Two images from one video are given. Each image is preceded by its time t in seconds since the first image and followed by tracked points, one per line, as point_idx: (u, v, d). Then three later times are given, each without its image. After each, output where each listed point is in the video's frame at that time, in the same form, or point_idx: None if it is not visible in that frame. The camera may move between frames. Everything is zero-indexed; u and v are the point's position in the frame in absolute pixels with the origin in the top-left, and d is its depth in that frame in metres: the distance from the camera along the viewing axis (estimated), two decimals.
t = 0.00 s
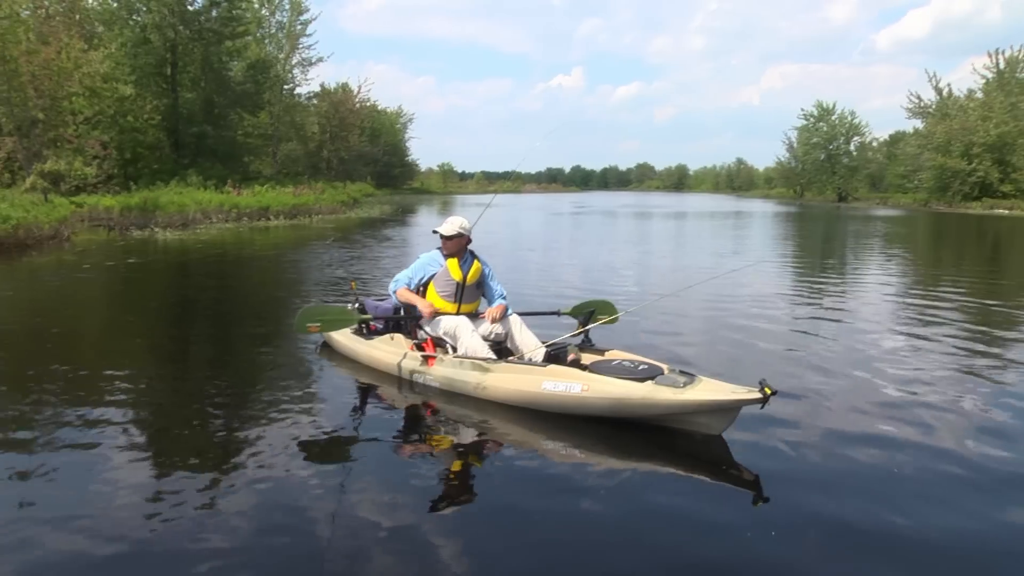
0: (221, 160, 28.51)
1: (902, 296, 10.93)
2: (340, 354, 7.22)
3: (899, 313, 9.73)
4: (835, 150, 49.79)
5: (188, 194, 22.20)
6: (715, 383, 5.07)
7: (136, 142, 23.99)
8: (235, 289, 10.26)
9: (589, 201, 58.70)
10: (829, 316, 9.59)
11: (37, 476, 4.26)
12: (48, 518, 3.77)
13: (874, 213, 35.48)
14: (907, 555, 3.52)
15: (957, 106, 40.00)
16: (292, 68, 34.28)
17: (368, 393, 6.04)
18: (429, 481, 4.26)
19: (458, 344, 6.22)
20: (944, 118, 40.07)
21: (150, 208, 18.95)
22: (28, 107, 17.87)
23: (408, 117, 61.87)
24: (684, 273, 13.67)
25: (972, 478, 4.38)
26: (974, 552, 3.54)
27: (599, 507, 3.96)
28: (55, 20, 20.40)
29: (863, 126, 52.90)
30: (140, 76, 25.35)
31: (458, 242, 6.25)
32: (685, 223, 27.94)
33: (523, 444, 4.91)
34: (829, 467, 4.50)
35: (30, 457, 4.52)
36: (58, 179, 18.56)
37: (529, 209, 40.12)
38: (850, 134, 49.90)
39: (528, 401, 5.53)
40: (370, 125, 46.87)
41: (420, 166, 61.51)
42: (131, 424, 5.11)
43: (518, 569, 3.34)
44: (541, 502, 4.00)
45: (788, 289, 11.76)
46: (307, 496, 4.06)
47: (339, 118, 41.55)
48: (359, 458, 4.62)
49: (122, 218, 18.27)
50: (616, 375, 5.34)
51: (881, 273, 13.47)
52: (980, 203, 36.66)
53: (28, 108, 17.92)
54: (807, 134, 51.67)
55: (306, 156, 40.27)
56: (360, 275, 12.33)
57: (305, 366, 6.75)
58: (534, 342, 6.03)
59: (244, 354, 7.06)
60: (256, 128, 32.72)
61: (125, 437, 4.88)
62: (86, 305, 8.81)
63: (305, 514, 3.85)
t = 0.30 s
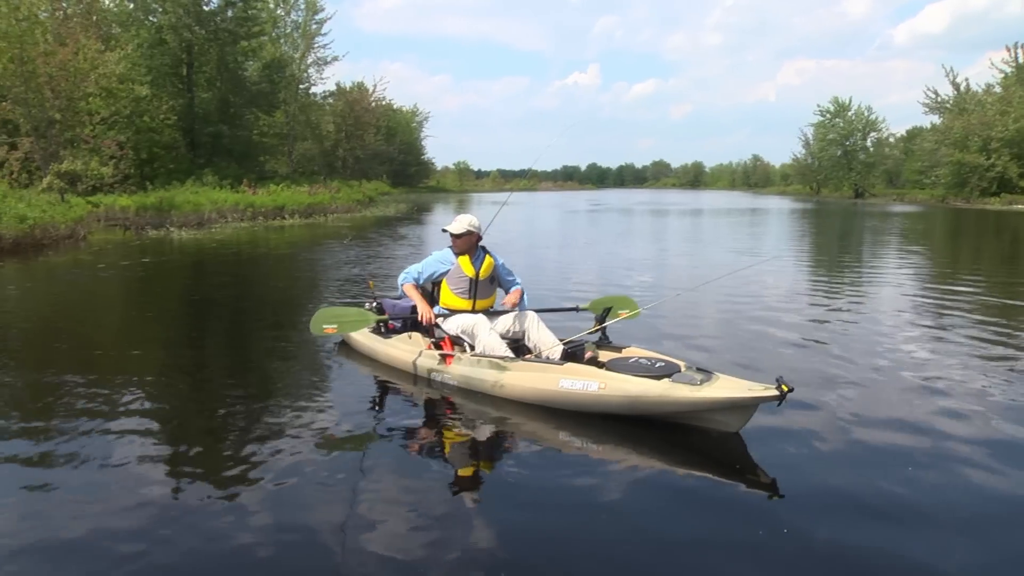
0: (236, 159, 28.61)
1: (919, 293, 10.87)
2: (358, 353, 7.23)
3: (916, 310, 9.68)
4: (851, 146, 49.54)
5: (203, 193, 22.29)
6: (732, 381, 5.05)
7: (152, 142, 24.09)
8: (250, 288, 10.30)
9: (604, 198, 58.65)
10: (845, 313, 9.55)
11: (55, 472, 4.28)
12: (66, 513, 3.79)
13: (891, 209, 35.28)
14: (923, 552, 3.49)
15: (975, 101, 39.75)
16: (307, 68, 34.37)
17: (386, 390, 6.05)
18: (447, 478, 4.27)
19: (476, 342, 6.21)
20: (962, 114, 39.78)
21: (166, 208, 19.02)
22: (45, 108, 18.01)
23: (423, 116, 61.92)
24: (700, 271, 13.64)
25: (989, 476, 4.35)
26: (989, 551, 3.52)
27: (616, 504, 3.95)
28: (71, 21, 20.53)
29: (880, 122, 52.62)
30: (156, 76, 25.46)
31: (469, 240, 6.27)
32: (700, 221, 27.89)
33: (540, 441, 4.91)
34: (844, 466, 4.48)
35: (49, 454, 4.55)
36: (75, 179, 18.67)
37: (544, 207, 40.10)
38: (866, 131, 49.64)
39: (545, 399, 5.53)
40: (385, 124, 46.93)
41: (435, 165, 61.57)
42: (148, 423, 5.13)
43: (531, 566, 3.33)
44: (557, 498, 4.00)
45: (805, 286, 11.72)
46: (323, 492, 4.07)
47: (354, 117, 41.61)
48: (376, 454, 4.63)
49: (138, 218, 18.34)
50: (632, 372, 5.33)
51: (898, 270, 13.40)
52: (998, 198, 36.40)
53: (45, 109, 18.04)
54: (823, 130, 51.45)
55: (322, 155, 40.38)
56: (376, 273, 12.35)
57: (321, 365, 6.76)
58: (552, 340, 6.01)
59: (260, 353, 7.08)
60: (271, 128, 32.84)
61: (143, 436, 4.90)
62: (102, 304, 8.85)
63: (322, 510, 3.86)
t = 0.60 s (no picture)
0: (245, 161, 28.71)
1: (929, 293, 10.84)
2: (370, 355, 7.25)
3: (925, 309, 9.66)
4: (860, 146, 49.46)
5: (212, 195, 22.35)
6: (741, 381, 5.05)
7: (162, 144, 24.18)
8: (260, 290, 10.34)
9: (613, 199, 58.56)
10: (853, 312, 9.54)
11: (66, 476, 4.31)
12: (78, 518, 3.82)
13: (900, 208, 35.23)
14: (927, 550, 3.49)
15: (984, 100, 39.62)
16: (316, 69, 34.43)
17: (396, 391, 6.07)
18: (456, 479, 4.28)
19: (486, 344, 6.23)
20: (971, 113, 39.67)
21: (174, 210, 19.08)
22: (54, 111, 18.09)
23: (432, 117, 61.96)
24: (708, 271, 13.63)
25: (995, 475, 4.34)
26: (995, 549, 3.51)
27: (624, 503, 3.96)
28: (81, 24, 20.62)
29: (888, 121, 52.53)
30: (166, 78, 25.56)
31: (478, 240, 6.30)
32: (709, 221, 27.89)
33: (549, 441, 4.92)
34: (851, 465, 4.48)
35: (61, 458, 4.58)
36: (84, 181, 18.75)
37: (553, 208, 40.15)
38: (875, 130, 49.51)
39: (554, 401, 5.54)
40: (394, 125, 46.98)
41: (444, 166, 61.64)
42: (159, 425, 5.15)
43: (536, 565, 3.35)
44: (565, 499, 4.01)
45: (815, 286, 11.70)
46: (333, 494, 4.09)
47: (363, 118, 41.69)
48: (386, 455, 4.65)
49: (147, 219, 18.38)
50: (642, 373, 5.33)
51: (907, 269, 13.38)
52: (1007, 198, 36.31)
53: (55, 111, 18.12)
54: (831, 130, 51.38)
55: (331, 157, 40.47)
56: (386, 274, 12.38)
57: (332, 366, 6.79)
58: (561, 340, 6.01)
59: (270, 355, 7.10)
60: (280, 130, 32.93)
61: (153, 438, 4.92)
62: (112, 307, 8.91)
63: (332, 513, 3.88)
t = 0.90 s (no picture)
0: (243, 165, 28.70)
1: (929, 291, 10.84)
2: (371, 357, 7.24)
3: (926, 307, 9.65)
4: (858, 144, 49.50)
5: (211, 200, 22.34)
6: (740, 380, 5.04)
7: (160, 149, 24.18)
8: (259, 294, 10.34)
9: (612, 200, 58.51)
10: (854, 311, 9.54)
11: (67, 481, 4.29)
12: (80, 522, 3.81)
13: (899, 207, 35.25)
14: (927, 546, 3.50)
15: (982, 97, 39.63)
16: (314, 73, 34.43)
17: (398, 393, 6.06)
18: (459, 481, 4.28)
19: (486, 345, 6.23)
20: (969, 110, 39.64)
21: (172, 214, 19.06)
22: (51, 116, 18.07)
23: (430, 119, 61.93)
24: (708, 271, 13.62)
25: (992, 471, 4.35)
26: (995, 545, 3.51)
27: (626, 505, 3.94)
28: (77, 30, 20.61)
29: (887, 119, 52.52)
30: (164, 83, 25.55)
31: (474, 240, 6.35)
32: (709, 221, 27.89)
33: (550, 441, 4.92)
34: (849, 463, 4.47)
35: (61, 462, 4.56)
36: (82, 187, 18.74)
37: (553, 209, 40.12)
38: (874, 128, 49.52)
39: (555, 401, 5.52)
40: (392, 128, 46.96)
41: (443, 168, 61.62)
42: (160, 430, 5.14)
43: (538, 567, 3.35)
44: (567, 501, 4.00)
45: (814, 285, 11.70)
46: (334, 497, 4.08)
47: (361, 121, 41.68)
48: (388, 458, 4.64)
49: (145, 225, 18.36)
50: (641, 372, 5.32)
51: (907, 268, 13.36)
52: (1007, 195, 36.32)
53: (51, 116, 18.10)
54: (830, 129, 51.36)
55: (329, 160, 40.46)
56: (385, 277, 12.37)
57: (332, 369, 6.77)
58: (561, 341, 6.00)
59: (270, 359, 7.08)
60: (278, 133, 32.92)
61: (154, 443, 4.91)
62: (111, 312, 8.91)
63: (335, 515, 3.87)
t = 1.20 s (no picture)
0: (231, 165, 28.61)
1: (917, 286, 10.87)
2: (360, 355, 7.22)
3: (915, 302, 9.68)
4: (847, 140, 49.64)
5: (199, 200, 22.29)
6: (728, 374, 5.04)
7: (148, 150, 24.11)
8: (248, 295, 10.31)
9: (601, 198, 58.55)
10: (844, 306, 9.56)
11: (55, 483, 4.27)
12: (68, 524, 3.78)
13: (887, 204, 35.39)
14: (911, 540, 3.52)
15: (969, 93, 39.79)
16: (302, 72, 34.35)
17: (387, 391, 6.05)
18: (448, 479, 4.26)
19: (475, 342, 6.23)
20: (957, 106, 39.77)
21: (159, 215, 18.98)
22: (36, 118, 17.98)
23: (419, 119, 61.87)
24: (698, 267, 13.62)
25: (973, 463, 4.38)
26: (983, 539, 3.51)
27: (616, 503, 3.94)
28: (62, 30, 20.50)
29: (875, 115, 52.65)
30: (151, 84, 25.48)
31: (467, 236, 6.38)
32: (699, 218, 27.96)
33: (539, 438, 4.91)
34: (837, 458, 4.47)
35: (50, 465, 4.53)
36: (69, 189, 18.67)
37: (543, 207, 40.11)
38: (862, 124, 49.67)
39: (543, 396, 5.51)
40: (380, 128, 46.91)
41: (433, 167, 61.56)
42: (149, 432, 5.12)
43: (526, 566, 3.34)
44: (555, 498, 3.99)
45: (804, 281, 11.72)
46: (324, 496, 4.06)
47: (349, 120, 41.59)
48: (378, 457, 4.62)
49: (132, 225, 18.28)
50: (629, 368, 5.30)
51: (896, 263, 13.39)
52: (995, 190, 36.49)
53: (36, 118, 18.02)
54: (819, 125, 51.45)
55: (318, 160, 40.39)
56: (374, 276, 12.35)
57: (321, 369, 6.75)
58: (550, 338, 6.00)
59: (260, 360, 7.06)
60: (266, 133, 32.86)
61: (142, 444, 4.88)
62: (99, 314, 8.88)
63: (324, 514, 3.85)
